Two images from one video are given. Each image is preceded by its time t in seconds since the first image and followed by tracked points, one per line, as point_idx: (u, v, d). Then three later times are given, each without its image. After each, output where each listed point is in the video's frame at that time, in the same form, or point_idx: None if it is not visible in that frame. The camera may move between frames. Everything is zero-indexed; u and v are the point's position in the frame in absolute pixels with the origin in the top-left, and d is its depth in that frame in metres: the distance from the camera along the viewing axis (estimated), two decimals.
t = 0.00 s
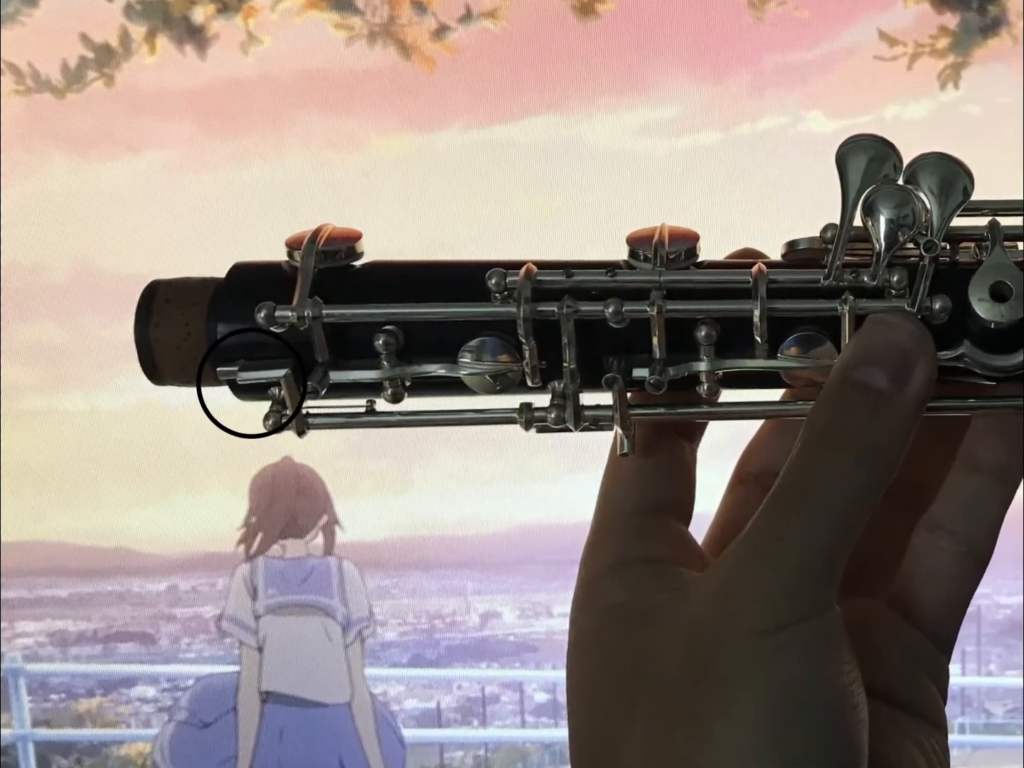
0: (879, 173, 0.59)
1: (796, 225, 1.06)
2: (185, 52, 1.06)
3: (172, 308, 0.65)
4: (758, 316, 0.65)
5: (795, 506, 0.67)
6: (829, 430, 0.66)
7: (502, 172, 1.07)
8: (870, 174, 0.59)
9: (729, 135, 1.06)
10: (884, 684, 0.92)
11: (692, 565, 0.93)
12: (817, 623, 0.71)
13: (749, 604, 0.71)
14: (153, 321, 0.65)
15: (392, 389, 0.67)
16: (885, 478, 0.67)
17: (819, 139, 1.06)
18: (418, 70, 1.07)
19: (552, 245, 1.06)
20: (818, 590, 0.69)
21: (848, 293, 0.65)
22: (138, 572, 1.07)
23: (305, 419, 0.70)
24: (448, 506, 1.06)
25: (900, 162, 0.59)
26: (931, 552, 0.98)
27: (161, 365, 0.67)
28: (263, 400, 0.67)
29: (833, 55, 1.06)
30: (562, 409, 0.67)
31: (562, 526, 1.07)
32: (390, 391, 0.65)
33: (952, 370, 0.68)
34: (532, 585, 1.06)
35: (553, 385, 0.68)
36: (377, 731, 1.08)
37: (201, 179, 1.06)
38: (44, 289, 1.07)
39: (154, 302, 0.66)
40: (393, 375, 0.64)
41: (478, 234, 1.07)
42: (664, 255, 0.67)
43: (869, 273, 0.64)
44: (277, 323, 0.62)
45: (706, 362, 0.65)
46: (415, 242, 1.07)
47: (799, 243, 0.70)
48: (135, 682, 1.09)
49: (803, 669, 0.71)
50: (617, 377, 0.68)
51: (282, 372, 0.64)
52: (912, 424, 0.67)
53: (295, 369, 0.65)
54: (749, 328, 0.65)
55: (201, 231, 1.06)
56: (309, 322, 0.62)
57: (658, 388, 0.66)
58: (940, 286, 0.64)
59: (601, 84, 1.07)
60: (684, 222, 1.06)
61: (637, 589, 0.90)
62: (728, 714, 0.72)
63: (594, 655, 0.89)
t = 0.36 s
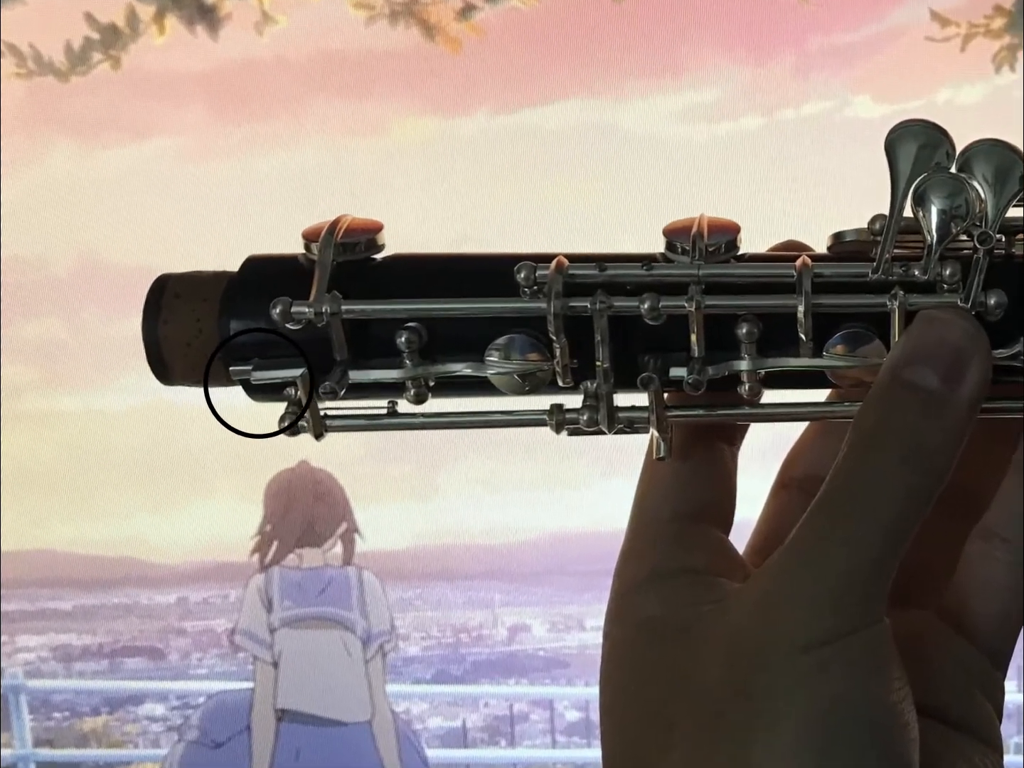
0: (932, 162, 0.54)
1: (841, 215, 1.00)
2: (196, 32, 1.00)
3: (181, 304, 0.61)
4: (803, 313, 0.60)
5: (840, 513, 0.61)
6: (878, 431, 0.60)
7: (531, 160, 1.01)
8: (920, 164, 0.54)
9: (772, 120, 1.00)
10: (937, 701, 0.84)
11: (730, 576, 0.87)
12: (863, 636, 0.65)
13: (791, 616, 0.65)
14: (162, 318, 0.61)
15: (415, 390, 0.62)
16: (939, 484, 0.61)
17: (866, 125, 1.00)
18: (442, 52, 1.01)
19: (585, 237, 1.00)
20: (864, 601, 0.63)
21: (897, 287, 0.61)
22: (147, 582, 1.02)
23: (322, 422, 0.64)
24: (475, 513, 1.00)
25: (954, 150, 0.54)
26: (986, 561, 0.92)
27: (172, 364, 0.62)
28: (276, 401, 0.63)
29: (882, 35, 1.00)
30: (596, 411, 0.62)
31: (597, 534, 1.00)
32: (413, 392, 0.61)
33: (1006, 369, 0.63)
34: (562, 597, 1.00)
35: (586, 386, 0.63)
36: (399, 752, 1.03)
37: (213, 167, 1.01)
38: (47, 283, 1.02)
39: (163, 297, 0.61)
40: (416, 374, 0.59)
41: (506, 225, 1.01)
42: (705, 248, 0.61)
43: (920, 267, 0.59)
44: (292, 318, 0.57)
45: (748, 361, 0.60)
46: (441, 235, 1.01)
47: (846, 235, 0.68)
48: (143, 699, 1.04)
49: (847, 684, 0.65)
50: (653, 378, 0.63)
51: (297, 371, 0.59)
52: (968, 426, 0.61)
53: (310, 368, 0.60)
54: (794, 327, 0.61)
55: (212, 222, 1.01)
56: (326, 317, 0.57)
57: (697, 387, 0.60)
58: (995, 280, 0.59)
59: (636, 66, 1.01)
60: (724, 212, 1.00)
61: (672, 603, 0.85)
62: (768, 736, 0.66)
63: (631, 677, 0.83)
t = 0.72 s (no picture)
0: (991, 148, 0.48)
1: (893, 205, 0.94)
2: (207, 9, 0.94)
3: (191, 300, 0.55)
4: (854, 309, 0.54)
5: (892, 521, 0.56)
6: (932, 435, 0.54)
7: (564, 146, 0.95)
8: (976, 153, 0.48)
9: (820, 104, 0.94)
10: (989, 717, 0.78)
11: (777, 588, 0.75)
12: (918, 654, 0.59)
13: (839, 634, 0.59)
14: (172, 314, 0.54)
15: (441, 390, 0.56)
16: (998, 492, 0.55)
17: (920, 109, 0.94)
18: (469, 31, 0.94)
19: (621, 228, 0.94)
20: (921, 618, 0.57)
21: (953, 281, 0.54)
22: (156, 595, 0.98)
23: (342, 423, 0.57)
24: (503, 521, 0.94)
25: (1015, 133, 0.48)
26: None
27: (181, 365, 0.55)
28: (297, 402, 0.57)
29: (939, 12, 0.93)
30: (633, 413, 0.56)
31: (634, 545, 0.94)
32: (438, 394, 0.55)
33: None
34: (597, 611, 0.94)
35: (621, 386, 0.56)
36: None
37: (225, 154, 0.95)
38: (50, 278, 0.97)
39: (173, 292, 0.55)
40: (442, 374, 0.53)
41: (537, 216, 0.95)
42: (747, 239, 0.55)
43: (977, 258, 0.53)
44: (311, 315, 0.51)
45: (795, 359, 0.54)
46: (468, 227, 0.95)
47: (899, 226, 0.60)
48: (152, 719, 1.00)
49: (902, 706, 0.59)
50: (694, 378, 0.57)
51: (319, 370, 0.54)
52: None
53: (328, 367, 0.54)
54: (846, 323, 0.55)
55: (224, 214, 0.95)
56: (345, 312, 0.51)
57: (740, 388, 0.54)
58: None
59: (676, 46, 0.94)
60: (768, 202, 0.94)
61: (717, 614, 0.73)
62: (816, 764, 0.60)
63: (666, 696, 0.72)
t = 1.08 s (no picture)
0: None
1: (955, 193, 0.88)
2: None
3: (206, 294, 0.46)
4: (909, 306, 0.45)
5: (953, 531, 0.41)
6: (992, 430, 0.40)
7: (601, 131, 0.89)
8: None
9: (874, 86, 0.88)
10: None
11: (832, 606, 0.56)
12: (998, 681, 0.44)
13: (893, 663, 0.44)
14: (184, 310, 0.46)
15: (471, 390, 0.47)
16: None
17: (982, 90, 0.88)
18: (501, 8, 0.88)
19: (661, 219, 0.88)
20: (988, 633, 0.42)
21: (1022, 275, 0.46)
22: (166, 609, 0.93)
23: (365, 425, 0.48)
24: (536, 532, 0.88)
25: None
26: None
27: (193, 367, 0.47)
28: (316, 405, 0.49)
29: None
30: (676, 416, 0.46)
31: (676, 557, 0.88)
32: (468, 395, 0.46)
33: None
34: (637, 626, 0.88)
35: (661, 387, 0.47)
36: None
37: (238, 139, 0.89)
38: (54, 273, 0.92)
39: (184, 286, 0.47)
40: (472, 374, 0.45)
41: (572, 205, 0.89)
42: (799, 229, 0.46)
43: None
44: (332, 311, 0.43)
45: (847, 358, 0.45)
46: (499, 216, 0.89)
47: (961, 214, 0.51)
48: (163, 742, 0.95)
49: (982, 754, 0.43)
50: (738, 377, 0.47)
51: (334, 370, 0.45)
52: None
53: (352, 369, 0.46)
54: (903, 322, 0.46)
55: (235, 202, 0.89)
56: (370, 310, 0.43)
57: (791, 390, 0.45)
58: None
59: (722, 22, 0.88)
60: (820, 189, 0.87)
61: (760, 635, 0.55)
62: None
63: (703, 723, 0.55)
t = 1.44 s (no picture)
0: None
1: (971, 189, 0.86)
2: None
3: (209, 294, 0.45)
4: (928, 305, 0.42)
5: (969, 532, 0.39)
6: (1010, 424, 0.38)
7: (609, 127, 0.88)
8: None
9: (886, 81, 0.87)
10: None
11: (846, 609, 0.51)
12: (1018, 685, 0.40)
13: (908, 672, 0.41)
14: (187, 309, 0.45)
15: (478, 390, 0.45)
16: None
17: (997, 85, 0.86)
18: (509, 2, 0.87)
19: (669, 216, 0.87)
20: (1005, 635, 0.39)
21: None
22: (168, 612, 0.91)
23: (372, 425, 0.46)
24: (543, 535, 0.87)
25: None
26: None
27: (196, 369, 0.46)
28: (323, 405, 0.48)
29: None
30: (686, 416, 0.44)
31: (685, 560, 0.86)
32: (473, 396, 0.45)
33: None
34: (646, 630, 0.87)
35: (671, 386, 0.45)
36: None
37: (242, 136, 0.88)
38: (55, 271, 0.91)
39: (187, 284, 0.45)
40: (478, 374, 0.43)
41: (580, 203, 0.88)
42: (811, 227, 0.44)
43: None
44: (337, 310, 0.42)
45: (859, 358, 0.43)
46: (507, 213, 0.88)
47: (976, 211, 0.48)
48: (165, 747, 0.93)
49: None
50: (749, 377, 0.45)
51: (341, 370, 0.44)
52: None
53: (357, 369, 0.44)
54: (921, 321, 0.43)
55: (239, 199, 0.88)
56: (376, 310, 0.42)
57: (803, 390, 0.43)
58: None
59: (732, 16, 0.87)
60: (832, 185, 0.86)
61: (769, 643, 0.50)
62: None
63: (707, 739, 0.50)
